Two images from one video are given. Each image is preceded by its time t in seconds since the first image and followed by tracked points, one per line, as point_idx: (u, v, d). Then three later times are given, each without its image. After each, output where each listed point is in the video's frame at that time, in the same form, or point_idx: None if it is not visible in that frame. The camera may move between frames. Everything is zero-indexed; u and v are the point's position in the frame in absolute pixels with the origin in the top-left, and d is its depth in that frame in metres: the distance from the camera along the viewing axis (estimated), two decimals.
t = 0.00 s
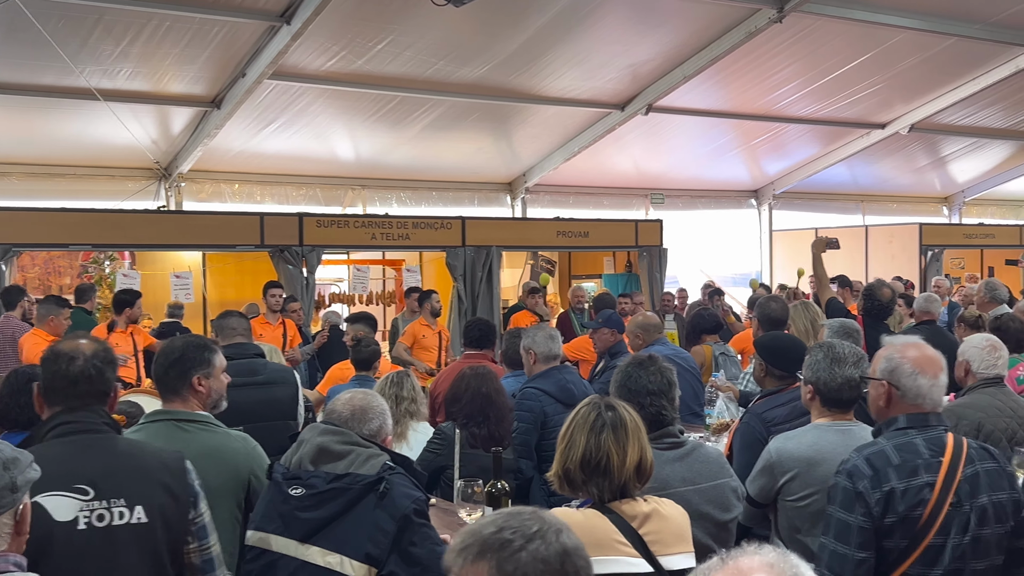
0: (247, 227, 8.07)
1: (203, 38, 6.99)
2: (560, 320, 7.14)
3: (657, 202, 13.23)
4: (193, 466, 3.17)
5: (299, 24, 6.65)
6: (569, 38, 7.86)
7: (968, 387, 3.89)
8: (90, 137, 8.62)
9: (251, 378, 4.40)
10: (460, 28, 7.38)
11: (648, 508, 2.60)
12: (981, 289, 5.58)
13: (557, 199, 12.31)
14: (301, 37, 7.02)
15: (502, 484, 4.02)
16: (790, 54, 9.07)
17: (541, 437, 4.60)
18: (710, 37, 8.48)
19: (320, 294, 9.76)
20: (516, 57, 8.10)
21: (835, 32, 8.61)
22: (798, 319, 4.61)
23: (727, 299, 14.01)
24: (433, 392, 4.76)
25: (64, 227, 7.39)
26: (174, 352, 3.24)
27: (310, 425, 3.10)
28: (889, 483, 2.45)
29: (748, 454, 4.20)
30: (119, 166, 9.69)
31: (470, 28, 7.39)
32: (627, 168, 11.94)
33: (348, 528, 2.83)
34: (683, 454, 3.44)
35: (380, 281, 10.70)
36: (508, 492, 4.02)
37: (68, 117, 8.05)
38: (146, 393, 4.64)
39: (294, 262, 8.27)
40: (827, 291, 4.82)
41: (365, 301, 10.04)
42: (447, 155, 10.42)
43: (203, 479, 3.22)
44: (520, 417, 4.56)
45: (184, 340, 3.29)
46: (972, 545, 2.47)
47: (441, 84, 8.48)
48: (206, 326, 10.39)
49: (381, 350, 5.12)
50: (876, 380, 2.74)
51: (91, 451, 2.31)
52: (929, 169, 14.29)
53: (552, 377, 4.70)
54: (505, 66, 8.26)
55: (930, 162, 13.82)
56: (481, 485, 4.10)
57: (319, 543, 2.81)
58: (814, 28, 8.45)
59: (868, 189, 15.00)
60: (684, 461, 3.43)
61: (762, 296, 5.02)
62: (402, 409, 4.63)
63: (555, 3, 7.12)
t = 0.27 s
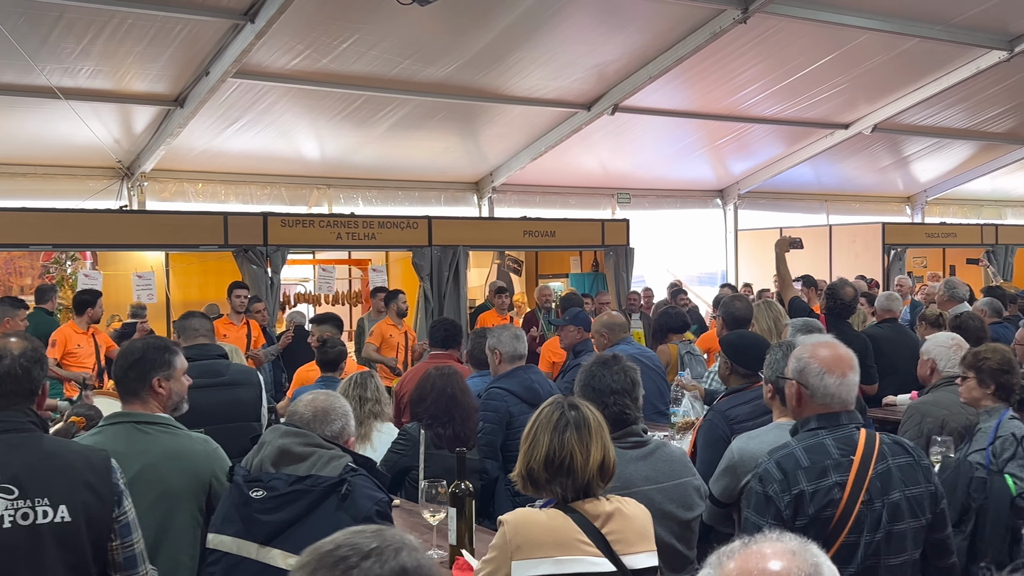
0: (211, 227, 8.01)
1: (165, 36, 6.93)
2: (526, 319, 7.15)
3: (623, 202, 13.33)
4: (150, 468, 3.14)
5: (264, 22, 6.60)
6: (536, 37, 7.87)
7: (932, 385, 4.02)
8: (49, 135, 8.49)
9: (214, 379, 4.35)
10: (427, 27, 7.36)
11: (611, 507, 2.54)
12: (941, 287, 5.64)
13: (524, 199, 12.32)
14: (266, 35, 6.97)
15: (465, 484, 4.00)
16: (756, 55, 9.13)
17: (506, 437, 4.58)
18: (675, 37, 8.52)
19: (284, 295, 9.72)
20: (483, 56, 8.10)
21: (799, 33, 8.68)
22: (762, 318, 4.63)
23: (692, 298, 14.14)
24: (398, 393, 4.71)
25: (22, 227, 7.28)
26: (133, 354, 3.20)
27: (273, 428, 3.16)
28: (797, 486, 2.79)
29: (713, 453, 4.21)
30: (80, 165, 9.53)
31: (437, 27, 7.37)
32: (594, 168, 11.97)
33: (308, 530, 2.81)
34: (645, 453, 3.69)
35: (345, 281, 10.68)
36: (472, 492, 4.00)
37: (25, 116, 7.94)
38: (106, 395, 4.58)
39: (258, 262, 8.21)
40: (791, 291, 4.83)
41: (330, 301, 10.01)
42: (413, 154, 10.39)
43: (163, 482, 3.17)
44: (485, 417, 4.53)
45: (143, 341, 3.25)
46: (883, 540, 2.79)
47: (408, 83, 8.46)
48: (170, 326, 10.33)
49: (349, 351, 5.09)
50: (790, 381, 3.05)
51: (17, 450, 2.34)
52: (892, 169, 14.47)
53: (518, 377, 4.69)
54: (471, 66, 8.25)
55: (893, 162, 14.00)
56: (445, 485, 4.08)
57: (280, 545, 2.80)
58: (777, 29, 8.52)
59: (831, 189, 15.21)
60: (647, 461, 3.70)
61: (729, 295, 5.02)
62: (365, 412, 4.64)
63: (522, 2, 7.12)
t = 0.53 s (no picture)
0: (175, 226, 7.95)
1: (128, 34, 6.88)
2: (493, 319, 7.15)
3: (590, 202, 13.37)
4: (109, 471, 3.11)
5: (229, 20, 6.57)
6: (503, 37, 7.88)
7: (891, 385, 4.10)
8: (8, 133, 8.35)
9: (176, 380, 4.32)
10: (394, 26, 7.35)
11: (575, 507, 2.58)
12: (904, 286, 5.69)
13: (491, 199, 12.31)
14: (231, 33, 6.94)
15: (429, 484, 3.96)
16: (722, 56, 9.16)
17: (473, 437, 4.57)
18: (642, 38, 8.54)
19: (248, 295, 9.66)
20: (450, 56, 8.09)
21: (764, 34, 8.74)
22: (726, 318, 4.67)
23: (660, 298, 14.24)
24: (363, 394, 4.68)
25: None
26: (91, 354, 3.15)
27: (232, 429, 3.06)
28: (739, 488, 2.95)
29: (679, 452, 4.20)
30: (41, 163, 9.38)
31: (404, 26, 7.36)
32: (562, 168, 11.99)
33: (271, 531, 2.78)
34: (609, 452, 3.75)
35: (311, 281, 10.64)
36: (436, 492, 3.96)
37: None
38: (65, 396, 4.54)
39: (222, 262, 8.15)
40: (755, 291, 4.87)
41: (296, 301, 9.96)
42: (379, 153, 10.36)
43: (123, 485, 3.13)
44: (452, 418, 4.51)
45: (103, 342, 3.20)
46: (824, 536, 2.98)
47: (374, 82, 8.43)
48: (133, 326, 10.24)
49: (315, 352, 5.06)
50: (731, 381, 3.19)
51: None
52: (856, 170, 14.62)
53: (484, 377, 4.68)
54: (438, 65, 8.24)
55: (857, 163, 14.14)
56: (409, 486, 4.05)
57: (241, 548, 2.75)
58: (742, 31, 8.58)
59: (797, 189, 15.36)
60: (612, 459, 3.77)
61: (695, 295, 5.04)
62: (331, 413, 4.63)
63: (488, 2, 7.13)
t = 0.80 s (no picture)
0: (135, 225, 7.87)
1: (87, 31, 6.80)
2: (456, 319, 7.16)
3: (555, 202, 13.40)
4: (63, 473, 3.05)
5: (190, 17, 6.52)
6: (468, 37, 7.88)
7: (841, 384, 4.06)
8: None
9: (134, 380, 4.28)
10: (358, 25, 7.33)
11: (536, 507, 2.60)
12: (866, 285, 5.71)
13: (456, 198, 12.30)
14: (192, 30, 6.88)
15: (391, 484, 3.90)
16: (685, 57, 9.22)
17: (435, 438, 4.54)
18: (606, 38, 8.58)
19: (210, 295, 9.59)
20: (414, 55, 8.07)
21: (726, 36, 8.81)
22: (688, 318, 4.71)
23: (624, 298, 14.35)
24: (325, 394, 4.67)
25: None
26: (45, 354, 3.11)
27: (191, 429, 2.95)
28: (697, 486, 3.00)
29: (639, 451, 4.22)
30: None
31: (368, 25, 7.34)
32: (526, 168, 12.01)
33: (230, 533, 2.73)
34: (571, 452, 3.77)
35: (273, 281, 10.59)
36: (397, 492, 3.91)
37: None
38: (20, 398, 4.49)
39: (183, 262, 8.08)
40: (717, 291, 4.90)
41: (258, 301, 9.91)
42: (342, 153, 10.32)
43: (78, 487, 3.09)
44: (415, 418, 4.48)
45: (60, 342, 3.17)
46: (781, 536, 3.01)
47: (336, 81, 8.40)
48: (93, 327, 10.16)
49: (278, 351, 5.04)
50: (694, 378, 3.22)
51: None
52: (817, 170, 14.79)
53: (447, 377, 4.65)
54: (401, 64, 8.23)
55: (819, 163, 14.29)
56: (370, 487, 4.00)
57: (199, 550, 2.71)
58: (704, 33, 8.64)
59: (759, 190, 15.55)
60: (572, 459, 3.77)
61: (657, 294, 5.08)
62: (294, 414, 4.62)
63: (452, 2, 7.13)
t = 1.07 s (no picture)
0: (93, 225, 7.78)
1: (44, 28, 6.71)
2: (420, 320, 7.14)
3: (519, 203, 13.40)
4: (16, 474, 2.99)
5: (150, 15, 6.46)
6: (432, 36, 7.87)
7: (789, 386, 4.19)
8: None
9: (88, 382, 4.23)
10: (321, 24, 7.29)
11: (495, 508, 2.62)
12: (826, 286, 5.75)
13: (419, 198, 12.26)
14: (152, 28, 6.81)
15: (351, 486, 3.83)
16: (648, 58, 9.26)
17: (397, 439, 4.51)
18: (570, 39, 8.59)
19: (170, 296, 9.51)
20: (376, 55, 8.05)
21: (688, 38, 8.85)
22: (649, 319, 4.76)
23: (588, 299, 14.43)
24: (286, 395, 4.64)
25: None
26: None
27: (145, 431, 2.91)
28: (655, 483, 3.06)
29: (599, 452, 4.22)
30: None
31: (330, 23, 7.31)
32: (490, 168, 12.00)
33: (185, 537, 2.70)
34: (531, 452, 3.77)
35: (234, 281, 10.52)
36: (357, 494, 3.85)
37: None
38: None
39: (143, 261, 7.99)
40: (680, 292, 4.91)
41: (218, 302, 9.83)
42: (305, 152, 10.26)
43: (32, 489, 3.03)
44: (376, 420, 4.45)
45: (14, 343, 3.12)
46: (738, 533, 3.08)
47: (298, 79, 8.35)
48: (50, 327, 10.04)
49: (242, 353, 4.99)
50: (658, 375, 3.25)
51: None
52: (779, 172, 14.92)
53: (408, 378, 4.62)
54: (364, 63, 8.19)
55: (780, 165, 14.43)
56: (330, 488, 3.95)
57: (154, 554, 2.67)
58: (667, 34, 8.68)
59: (721, 191, 15.67)
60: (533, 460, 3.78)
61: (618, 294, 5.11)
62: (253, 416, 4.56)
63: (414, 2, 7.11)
